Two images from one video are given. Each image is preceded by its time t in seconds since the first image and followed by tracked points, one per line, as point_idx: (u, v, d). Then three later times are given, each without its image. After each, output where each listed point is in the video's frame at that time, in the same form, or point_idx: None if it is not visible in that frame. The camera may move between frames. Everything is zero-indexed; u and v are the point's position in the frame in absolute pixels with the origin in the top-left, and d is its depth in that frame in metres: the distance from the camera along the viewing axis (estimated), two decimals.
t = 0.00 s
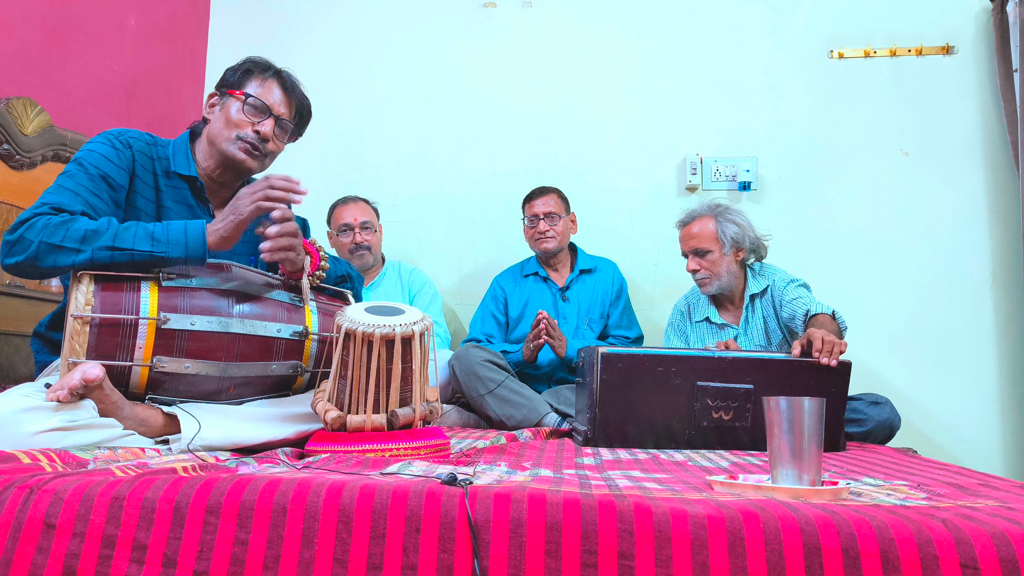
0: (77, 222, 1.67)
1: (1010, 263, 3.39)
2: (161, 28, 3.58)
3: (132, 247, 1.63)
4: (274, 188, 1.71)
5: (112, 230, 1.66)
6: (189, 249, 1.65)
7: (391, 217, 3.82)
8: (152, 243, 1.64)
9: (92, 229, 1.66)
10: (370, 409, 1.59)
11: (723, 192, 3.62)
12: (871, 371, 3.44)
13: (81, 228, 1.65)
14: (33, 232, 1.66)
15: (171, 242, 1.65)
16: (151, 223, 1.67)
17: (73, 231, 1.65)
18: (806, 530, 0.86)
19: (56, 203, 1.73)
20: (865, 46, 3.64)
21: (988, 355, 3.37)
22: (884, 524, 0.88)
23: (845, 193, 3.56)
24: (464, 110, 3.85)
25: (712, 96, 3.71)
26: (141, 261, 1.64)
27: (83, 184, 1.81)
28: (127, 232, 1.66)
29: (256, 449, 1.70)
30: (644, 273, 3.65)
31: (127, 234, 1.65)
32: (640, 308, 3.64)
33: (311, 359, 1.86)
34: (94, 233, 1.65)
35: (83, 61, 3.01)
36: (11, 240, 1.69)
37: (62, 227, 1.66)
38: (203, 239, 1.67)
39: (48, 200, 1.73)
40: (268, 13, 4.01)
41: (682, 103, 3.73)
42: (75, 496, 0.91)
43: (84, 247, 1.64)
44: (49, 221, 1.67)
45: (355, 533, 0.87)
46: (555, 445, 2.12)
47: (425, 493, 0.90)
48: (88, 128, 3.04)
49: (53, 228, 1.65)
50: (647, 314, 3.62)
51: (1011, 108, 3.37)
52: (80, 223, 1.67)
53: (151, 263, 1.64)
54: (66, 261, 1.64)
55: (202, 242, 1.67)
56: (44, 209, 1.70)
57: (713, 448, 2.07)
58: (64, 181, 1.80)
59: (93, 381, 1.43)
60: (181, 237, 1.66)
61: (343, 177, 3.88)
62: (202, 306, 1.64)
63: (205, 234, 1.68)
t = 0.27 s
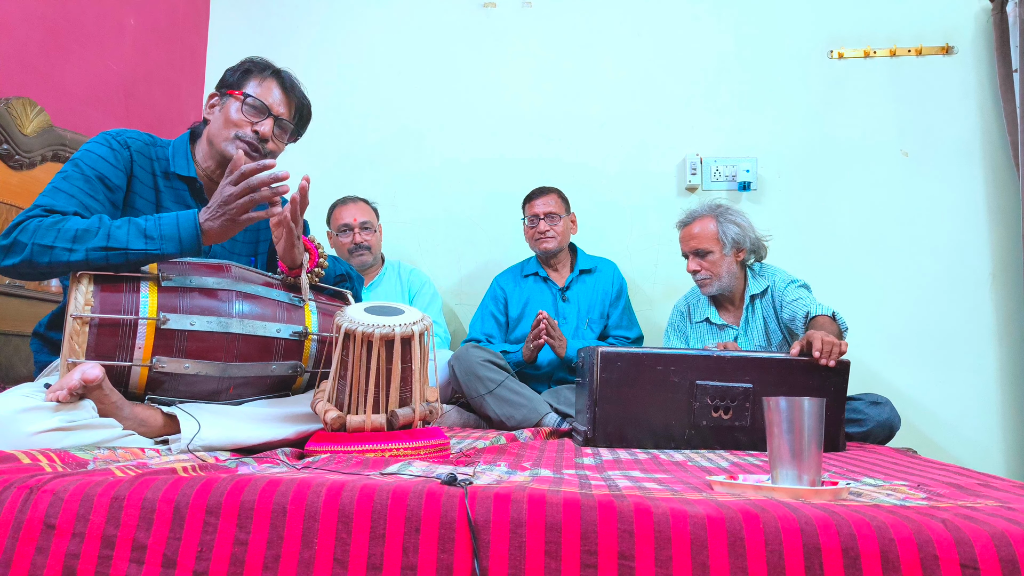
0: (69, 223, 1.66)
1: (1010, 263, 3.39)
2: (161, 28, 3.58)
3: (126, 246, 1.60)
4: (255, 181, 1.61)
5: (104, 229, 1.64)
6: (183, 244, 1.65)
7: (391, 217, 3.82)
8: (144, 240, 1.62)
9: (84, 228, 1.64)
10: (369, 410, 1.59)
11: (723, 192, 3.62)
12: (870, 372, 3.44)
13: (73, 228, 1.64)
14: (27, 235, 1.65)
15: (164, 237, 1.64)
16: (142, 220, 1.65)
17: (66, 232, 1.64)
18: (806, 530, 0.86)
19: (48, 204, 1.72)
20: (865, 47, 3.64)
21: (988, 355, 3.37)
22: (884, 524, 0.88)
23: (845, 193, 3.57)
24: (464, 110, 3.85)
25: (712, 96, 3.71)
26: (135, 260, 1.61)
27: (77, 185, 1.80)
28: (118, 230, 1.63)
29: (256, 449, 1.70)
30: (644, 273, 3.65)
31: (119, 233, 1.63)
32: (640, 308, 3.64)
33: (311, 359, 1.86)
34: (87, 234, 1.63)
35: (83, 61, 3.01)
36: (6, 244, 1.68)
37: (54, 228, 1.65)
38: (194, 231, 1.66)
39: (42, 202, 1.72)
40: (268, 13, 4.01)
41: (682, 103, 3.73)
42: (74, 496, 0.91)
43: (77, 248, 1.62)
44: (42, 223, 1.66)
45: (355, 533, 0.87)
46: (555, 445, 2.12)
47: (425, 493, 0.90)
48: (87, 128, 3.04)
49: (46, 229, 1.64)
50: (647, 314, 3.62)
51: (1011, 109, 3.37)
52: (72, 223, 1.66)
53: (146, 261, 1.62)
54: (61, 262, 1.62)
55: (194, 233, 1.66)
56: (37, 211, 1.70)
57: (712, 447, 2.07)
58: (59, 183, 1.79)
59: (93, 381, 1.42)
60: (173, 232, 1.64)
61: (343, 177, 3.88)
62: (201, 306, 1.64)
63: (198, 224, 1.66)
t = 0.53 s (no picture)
0: (75, 223, 1.65)
1: (1010, 263, 3.39)
2: (161, 28, 3.58)
3: (133, 253, 1.62)
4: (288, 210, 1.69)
5: (112, 233, 1.63)
6: (190, 254, 1.64)
7: (391, 218, 3.82)
8: (152, 247, 1.62)
9: (92, 231, 1.63)
10: (369, 410, 1.59)
11: (722, 192, 3.62)
12: (870, 372, 3.44)
13: (81, 229, 1.63)
14: (31, 233, 1.63)
15: (171, 245, 1.63)
16: (151, 227, 1.65)
17: (72, 233, 1.63)
18: (806, 530, 0.86)
19: (54, 203, 1.72)
20: (865, 47, 3.64)
21: (988, 355, 3.37)
22: (884, 525, 0.88)
23: (845, 193, 3.57)
24: (464, 110, 3.85)
25: (712, 97, 3.71)
26: (141, 265, 1.63)
27: (82, 185, 1.80)
28: (127, 236, 1.63)
29: (256, 450, 1.70)
30: (644, 273, 3.65)
31: (127, 238, 1.63)
32: (640, 308, 3.64)
33: (311, 360, 1.86)
34: (94, 236, 1.63)
35: (83, 61, 3.01)
36: (7, 239, 1.66)
37: (60, 228, 1.64)
38: (203, 243, 1.65)
39: (46, 200, 1.71)
40: (268, 13, 4.01)
41: (682, 103, 3.73)
42: (75, 497, 0.91)
43: (83, 249, 1.61)
44: (47, 221, 1.65)
45: (355, 534, 0.87)
46: (555, 446, 2.12)
47: (425, 493, 0.90)
48: (87, 129, 3.04)
49: (51, 228, 1.63)
50: (647, 314, 3.62)
51: (1011, 109, 3.38)
52: (79, 224, 1.65)
53: (152, 267, 1.64)
54: (65, 262, 1.61)
55: (202, 246, 1.65)
56: (42, 210, 1.69)
57: (713, 448, 2.06)
58: (63, 182, 1.79)
59: (93, 382, 1.42)
60: (181, 242, 1.64)
61: (343, 178, 3.88)
62: (201, 306, 1.64)
63: (206, 238, 1.66)
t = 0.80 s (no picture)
0: (74, 226, 1.64)
1: (1010, 263, 3.39)
2: (161, 28, 3.58)
3: (132, 259, 1.60)
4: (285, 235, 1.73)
5: (110, 238, 1.62)
6: (189, 261, 1.64)
7: (391, 218, 3.82)
8: (150, 253, 1.62)
9: (90, 234, 1.62)
10: (369, 410, 1.59)
11: (722, 192, 3.62)
12: (870, 372, 3.44)
13: (78, 233, 1.62)
14: (30, 235, 1.62)
15: (170, 252, 1.63)
16: (150, 232, 1.64)
17: (71, 236, 1.61)
18: (806, 530, 0.86)
19: (53, 205, 1.71)
20: (865, 47, 3.64)
21: (987, 355, 3.37)
22: (884, 525, 0.88)
23: (845, 193, 3.57)
24: (463, 110, 3.85)
25: (712, 97, 3.71)
26: (141, 271, 1.62)
27: (82, 186, 1.80)
28: (125, 241, 1.62)
29: (256, 450, 1.70)
30: (644, 273, 3.65)
31: (126, 243, 1.61)
32: (640, 308, 3.64)
33: (311, 360, 1.86)
34: (93, 241, 1.61)
35: (83, 61, 3.01)
36: (6, 240, 1.65)
37: (58, 231, 1.62)
38: (202, 248, 1.65)
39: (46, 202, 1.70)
40: (268, 13, 4.01)
41: (682, 103, 3.73)
42: (74, 497, 0.91)
43: (82, 254, 1.60)
44: (46, 224, 1.63)
45: (355, 534, 0.87)
46: (555, 446, 2.12)
47: (425, 493, 0.90)
48: (87, 129, 3.04)
49: (49, 231, 1.62)
50: (647, 314, 3.62)
51: (1011, 109, 3.37)
52: (77, 227, 1.63)
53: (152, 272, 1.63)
54: (64, 266, 1.61)
55: (201, 250, 1.65)
56: (42, 212, 1.68)
57: (713, 449, 2.07)
58: (63, 183, 1.78)
59: (92, 382, 1.42)
60: (181, 249, 1.63)
61: (343, 178, 3.88)
62: (201, 306, 1.64)
63: (206, 242, 1.66)
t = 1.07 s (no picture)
0: (77, 227, 1.64)
1: (1010, 263, 3.39)
2: (162, 28, 3.58)
3: (134, 262, 1.60)
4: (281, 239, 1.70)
5: (113, 240, 1.62)
6: (190, 266, 1.63)
7: (391, 218, 3.82)
8: (153, 256, 1.61)
9: (93, 237, 1.62)
10: (369, 410, 1.59)
11: (722, 192, 3.62)
12: (870, 372, 3.43)
13: (81, 234, 1.62)
14: (33, 235, 1.63)
15: (173, 256, 1.63)
16: (153, 235, 1.64)
17: (74, 237, 1.61)
18: (806, 530, 0.86)
19: (56, 205, 1.71)
20: (865, 47, 3.64)
21: (987, 355, 3.37)
22: (884, 525, 0.88)
23: (845, 194, 3.57)
24: (463, 110, 3.85)
25: (712, 97, 3.72)
26: (142, 273, 1.62)
27: (84, 186, 1.80)
28: (128, 244, 1.62)
29: (256, 451, 1.70)
30: (644, 273, 3.65)
31: (129, 246, 1.61)
32: (640, 308, 3.64)
33: (311, 361, 1.86)
34: (96, 243, 1.61)
35: (84, 61, 3.01)
36: (8, 240, 1.65)
37: (61, 232, 1.62)
38: (205, 252, 1.64)
39: (48, 203, 1.70)
40: (268, 13, 4.01)
41: (682, 103, 3.73)
42: (75, 497, 0.91)
43: (84, 256, 1.60)
44: (49, 224, 1.63)
45: (355, 534, 0.87)
46: (555, 446, 2.12)
47: (425, 493, 0.90)
48: (88, 129, 3.04)
49: (52, 232, 1.62)
50: (647, 314, 3.63)
51: (1011, 109, 3.38)
52: (80, 228, 1.63)
53: (153, 275, 1.63)
54: (65, 267, 1.60)
55: (203, 255, 1.64)
56: (45, 212, 1.68)
57: (713, 448, 2.08)
58: (65, 183, 1.78)
59: (93, 382, 1.42)
60: (183, 253, 1.63)
61: (343, 178, 3.88)
62: (201, 307, 1.64)
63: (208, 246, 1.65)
